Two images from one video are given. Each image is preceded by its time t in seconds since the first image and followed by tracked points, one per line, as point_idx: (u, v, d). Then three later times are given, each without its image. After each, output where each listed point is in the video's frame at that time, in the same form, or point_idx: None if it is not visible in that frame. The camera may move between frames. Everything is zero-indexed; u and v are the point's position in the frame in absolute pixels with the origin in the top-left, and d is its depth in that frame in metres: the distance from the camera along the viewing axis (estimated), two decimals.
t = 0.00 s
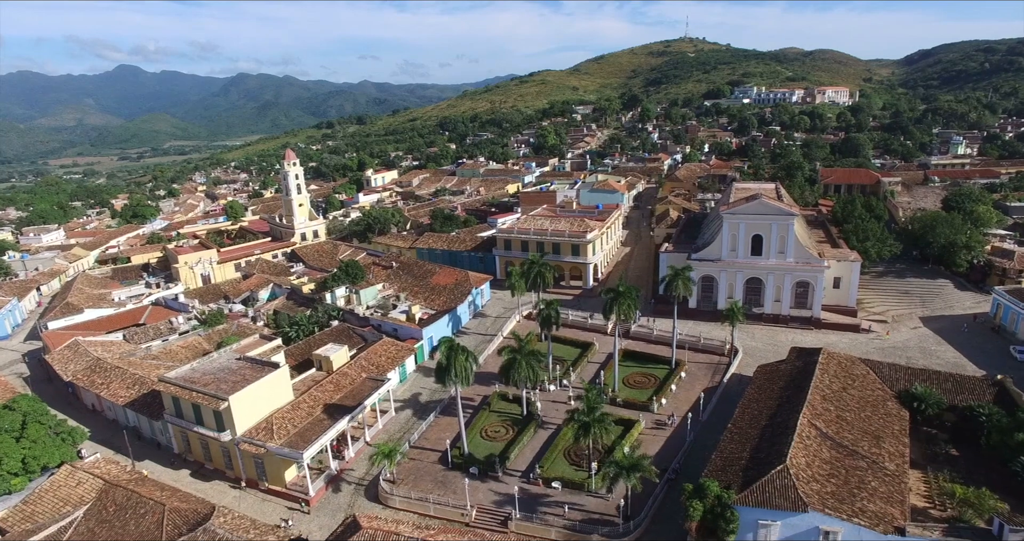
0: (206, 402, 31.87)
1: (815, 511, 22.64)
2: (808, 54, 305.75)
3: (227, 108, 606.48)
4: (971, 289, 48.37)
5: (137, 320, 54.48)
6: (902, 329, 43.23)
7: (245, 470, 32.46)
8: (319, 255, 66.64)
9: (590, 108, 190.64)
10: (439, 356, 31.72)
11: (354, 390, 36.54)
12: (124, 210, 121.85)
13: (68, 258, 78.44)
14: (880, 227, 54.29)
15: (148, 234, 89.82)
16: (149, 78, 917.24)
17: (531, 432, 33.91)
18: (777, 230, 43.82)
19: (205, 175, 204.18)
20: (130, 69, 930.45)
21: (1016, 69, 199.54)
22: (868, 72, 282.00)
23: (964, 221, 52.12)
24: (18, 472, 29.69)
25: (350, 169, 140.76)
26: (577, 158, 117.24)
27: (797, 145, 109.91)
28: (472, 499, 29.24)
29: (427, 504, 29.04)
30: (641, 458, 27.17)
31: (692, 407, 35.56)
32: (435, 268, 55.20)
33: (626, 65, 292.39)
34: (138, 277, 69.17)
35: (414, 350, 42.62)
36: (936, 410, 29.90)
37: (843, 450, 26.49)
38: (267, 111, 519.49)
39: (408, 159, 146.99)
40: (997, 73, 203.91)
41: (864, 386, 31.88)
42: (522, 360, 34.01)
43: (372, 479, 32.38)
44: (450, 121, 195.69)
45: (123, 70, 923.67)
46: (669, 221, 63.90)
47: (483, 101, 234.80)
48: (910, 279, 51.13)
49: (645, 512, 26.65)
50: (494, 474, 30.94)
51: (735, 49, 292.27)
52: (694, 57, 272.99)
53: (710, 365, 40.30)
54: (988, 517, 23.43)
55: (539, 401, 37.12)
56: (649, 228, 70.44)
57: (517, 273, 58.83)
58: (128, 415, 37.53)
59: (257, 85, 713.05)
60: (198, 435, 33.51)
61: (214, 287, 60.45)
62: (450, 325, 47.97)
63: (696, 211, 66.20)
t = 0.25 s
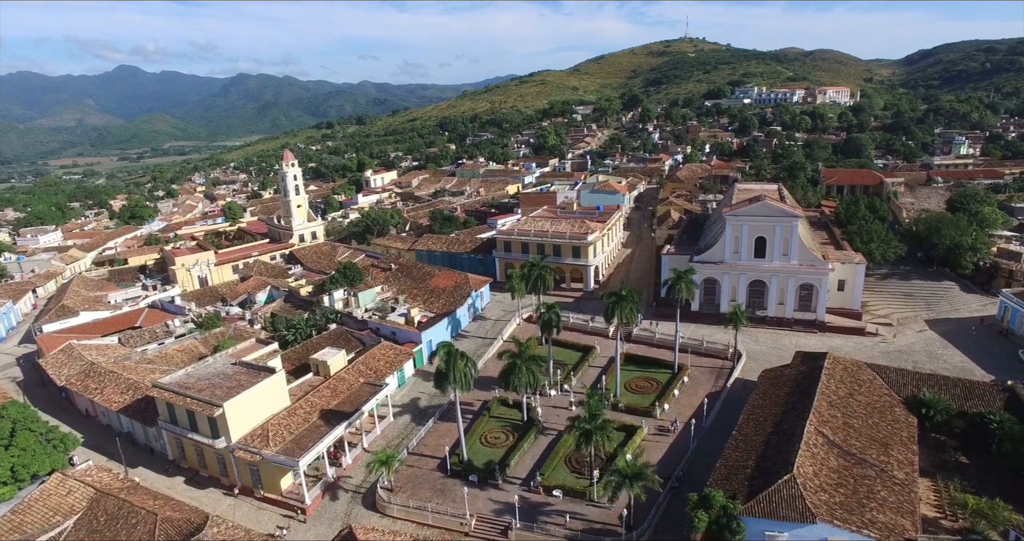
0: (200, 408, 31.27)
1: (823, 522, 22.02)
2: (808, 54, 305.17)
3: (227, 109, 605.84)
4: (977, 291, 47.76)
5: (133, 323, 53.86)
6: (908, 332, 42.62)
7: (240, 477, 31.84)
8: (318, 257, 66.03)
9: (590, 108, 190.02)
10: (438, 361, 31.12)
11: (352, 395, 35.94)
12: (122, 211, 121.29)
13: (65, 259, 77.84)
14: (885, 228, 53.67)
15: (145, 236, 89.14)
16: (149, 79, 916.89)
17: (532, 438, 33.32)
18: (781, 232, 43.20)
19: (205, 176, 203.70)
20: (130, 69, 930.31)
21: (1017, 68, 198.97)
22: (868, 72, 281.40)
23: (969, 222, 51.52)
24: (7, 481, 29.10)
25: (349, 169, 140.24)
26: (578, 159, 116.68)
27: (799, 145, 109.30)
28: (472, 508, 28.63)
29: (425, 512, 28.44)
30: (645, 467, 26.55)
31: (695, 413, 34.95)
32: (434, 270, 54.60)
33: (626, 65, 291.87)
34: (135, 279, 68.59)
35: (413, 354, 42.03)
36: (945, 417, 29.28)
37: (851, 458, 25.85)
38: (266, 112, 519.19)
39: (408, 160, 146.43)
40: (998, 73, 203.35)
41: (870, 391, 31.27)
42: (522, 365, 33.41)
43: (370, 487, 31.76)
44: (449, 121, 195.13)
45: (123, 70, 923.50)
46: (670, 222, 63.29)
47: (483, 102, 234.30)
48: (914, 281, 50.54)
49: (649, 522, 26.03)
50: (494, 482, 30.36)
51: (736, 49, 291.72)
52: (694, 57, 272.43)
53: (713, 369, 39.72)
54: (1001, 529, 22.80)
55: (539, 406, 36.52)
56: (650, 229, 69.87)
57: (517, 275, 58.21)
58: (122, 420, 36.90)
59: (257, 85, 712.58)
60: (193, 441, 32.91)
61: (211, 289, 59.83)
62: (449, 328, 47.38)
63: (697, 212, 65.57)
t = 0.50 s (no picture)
0: (195, 414, 30.76)
1: (831, 532, 21.52)
2: (808, 54, 304.70)
3: (227, 109, 605.23)
4: (982, 293, 47.27)
5: (129, 325, 53.29)
6: (913, 335, 42.12)
7: (236, 484, 31.35)
8: (316, 259, 65.57)
9: (591, 109, 189.48)
10: (437, 367, 30.60)
11: (350, 399, 35.45)
12: (120, 211, 120.77)
13: (62, 261, 77.29)
14: (888, 229, 53.16)
15: (143, 236, 88.68)
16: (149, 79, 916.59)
17: (532, 444, 32.82)
18: (784, 234, 42.72)
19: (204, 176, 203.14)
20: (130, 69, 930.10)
21: (1018, 68, 198.55)
22: (869, 71, 280.78)
23: (974, 223, 51.02)
24: None
25: (349, 170, 139.79)
26: (578, 159, 116.21)
27: (800, 146, 108.81)
28: (471, 516, 28.14)
29: (424, 520, 27.94)
30: (647, 474, 26.03)
31: (698, 418, 34.45)
32: (433, 272, 54.08)
33: (626, 65, 291.42)
34: (132, 281, 68.07)
35: (412, 357, 41.53)
36: (953, 422, 28.80)
37: (857, 465, 25.32)
38: (266, 112, 518.83)
39: (408, 160, 145.94)
40: (999, 73, 202.75)
41: (876, 397, 30.75)
42: (522, 370, 32.90)
43: (368, 493, 31.24)
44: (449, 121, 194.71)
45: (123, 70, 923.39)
46: (672, 223, 62.80)
47: (483, 101, 233.87)
48: (919, 282, 50.04)
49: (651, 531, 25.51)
50: (494, 488, 29.86)
51: (736, 49, 291.32)
52: (694, 57, 271.97)
53: (716, 373, 39.24)
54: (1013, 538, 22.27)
55: (540, 411, 36.02)
56: (651, 231, 69.39)
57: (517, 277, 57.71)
58: (116, 425, 36.36)
59: (256, 85, 712.07)
60: (188, 447, 32.39)
61: (208, 291, 59.30)
62: (449, 331, 46.84)
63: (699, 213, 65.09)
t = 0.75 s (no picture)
0: (189, 419, 30.17)
1: None
2: (808, 54, 304.21)
3: (226, 109, 604.40)
4: (988, 295, 46.70)
5: (124, 327, 52.63)
6: (919, 338, 41.54)
7: (231, 491, 30.78)
8: (314, 260, 65.03)
9: (591, 109, 189.00)
10: (436, 372, 30.00)
11: (348, 404, 34.88)
12: (118, 212, 120.19)
13: (58, 262, 76.68)
14: (892, 231, 52.60)
15: (141, 238, 88.14)
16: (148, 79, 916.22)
17: (532, 450, 32.24)
18: (787, 236, 42.17)
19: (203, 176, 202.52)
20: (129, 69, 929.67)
21: (1019, 68, 198.08)
22: (870, 71, 280.27)
23: (979, 224, 50.47)
24: None
25: (348, 170, 139.20)
26: (578, 159, 115.69)
27: (801, 146, 108.27)
28: (470, 525, 27.57)
29: (422, 529, 27.38)
30: (650, 483, 25.46)
31: (701, 423, 33.87)
32: (433, 273, 53.51)
33: (626, 65, 290.93)
34: (129, 283, 67.50)
35: (410, 361, 40.97)
36: (962, 428, 28.21)
37: (866, 473, 24.72)
38: (266, 112, 518.34)
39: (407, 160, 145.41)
40: (1000, 72, 202.17)
41: (883, 401, 30.16)
42: (522, 374, 32.33)
43: (365, 501, 30.68)
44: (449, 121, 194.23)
45: (122, 70, 923.17)
46: (673, 224, 62.21)
47: (483, 101, 233.35)
48: (923, 284, 49.48)
49: None
50: (493, 496, 29.28)
51: (736, 49, 290.86)
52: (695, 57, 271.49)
53: (719, 377, 38.69)
54: None
55: (540, 416, 35.46)
56: (652, 232, 68.85)
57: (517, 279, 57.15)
58: (110, 430, 35.75)
59: (256, 85, 711.53)
60: (182, 453, 31.78)
61: (205, 293, 58.70)
62: (448, 334, 46.29)
63: (700, 214, 64.55)
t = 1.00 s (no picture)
0: (183, 424, 29.68)
1: None
2: (809, 54, 303.93)
3: (226, 109, 603.86)
4: (993, 296, 46.22)
5: (120, 329, 52.09)
6: (923, 340, 41.08)
7: (226, 496, 30.27)
8: (313, 261, 64.53)
9: (590, 108, 188.50)
10: (436, 375, 29.49)
11: (345, 407, 34.41)
12: (116, 212, 119.66)
13: (55, 262, 76.13)
14: (896, 231, 52.13)
15: (138, 238, 87.62)
16: (148, 79, 915.74)
17: (532, 454, 31.76)
18: (790, 237, 41.70)
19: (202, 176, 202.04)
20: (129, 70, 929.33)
21: (1020, 68, 197.70)
22: (870, 71, 279.86)
23: (983, 224, 49.99)
24: None
25: (347, 170, 138.69)
26: (578, 159, 115.23)
27: (802, 146, 107.82)
28: (469, 531, 27.08)
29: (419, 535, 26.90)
30: (653, 488, 24.97)
31: (704, 427, 33.38)
32: (431, 274, 53.03)
33: (626, 65, 290.43)
34: (126, 284, 67.00)
35: (409, 363, 40.47)
36: (970, 433, 27.69)
37: (873, 480, 24.21)
38: (265, 112, 517.88)
39: (407, 160, 144.91)
40: (1002, 72, 201.74)
41: (889, 405, 29.67)
42: (521, 377, 31.87)
43: (362, 506, 30.18)
44: (449, 121, 193.82)
45: (122, 70, 923.15)
46: (674, 224, 61.74)
47: (483, 101, 232.91)
48: (927, 285, 49.04)
49: None
50: (493, 502, 28.80)
51: (736, 49, 290.49)
52: (695, 57, 271.08)
53: (722, 379, 38.24)
54: None
55: (540, 420, 34.96)
56: (653, 232, 68.42)
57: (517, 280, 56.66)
58: (104, 433, 35.21)
59: (255, 85, 710.96)
60: (177, 458, 31.26)
61: (202, 294, 58.21)
62: (448, 336, 45.79)
63: (701, 215, 64.09)
